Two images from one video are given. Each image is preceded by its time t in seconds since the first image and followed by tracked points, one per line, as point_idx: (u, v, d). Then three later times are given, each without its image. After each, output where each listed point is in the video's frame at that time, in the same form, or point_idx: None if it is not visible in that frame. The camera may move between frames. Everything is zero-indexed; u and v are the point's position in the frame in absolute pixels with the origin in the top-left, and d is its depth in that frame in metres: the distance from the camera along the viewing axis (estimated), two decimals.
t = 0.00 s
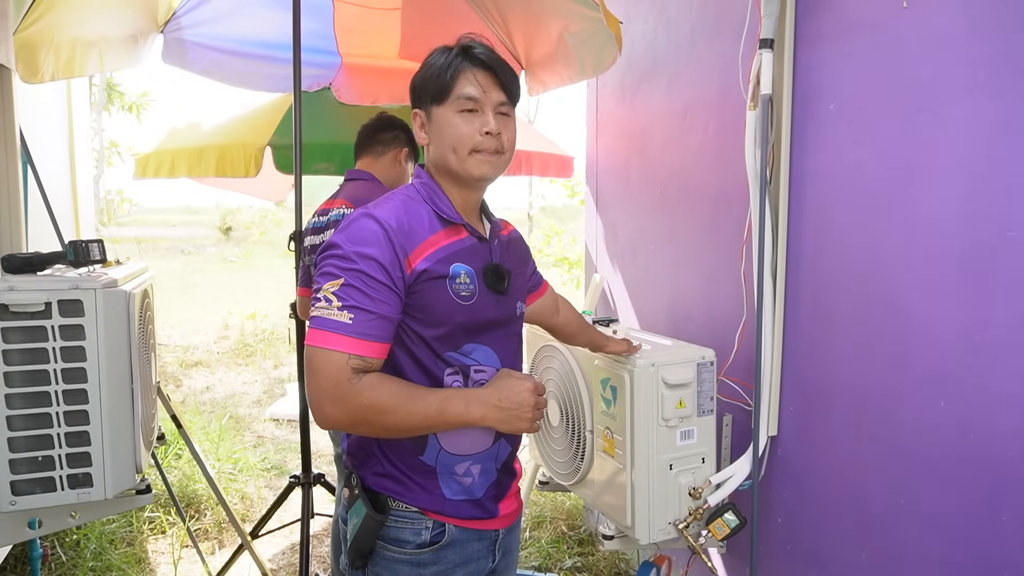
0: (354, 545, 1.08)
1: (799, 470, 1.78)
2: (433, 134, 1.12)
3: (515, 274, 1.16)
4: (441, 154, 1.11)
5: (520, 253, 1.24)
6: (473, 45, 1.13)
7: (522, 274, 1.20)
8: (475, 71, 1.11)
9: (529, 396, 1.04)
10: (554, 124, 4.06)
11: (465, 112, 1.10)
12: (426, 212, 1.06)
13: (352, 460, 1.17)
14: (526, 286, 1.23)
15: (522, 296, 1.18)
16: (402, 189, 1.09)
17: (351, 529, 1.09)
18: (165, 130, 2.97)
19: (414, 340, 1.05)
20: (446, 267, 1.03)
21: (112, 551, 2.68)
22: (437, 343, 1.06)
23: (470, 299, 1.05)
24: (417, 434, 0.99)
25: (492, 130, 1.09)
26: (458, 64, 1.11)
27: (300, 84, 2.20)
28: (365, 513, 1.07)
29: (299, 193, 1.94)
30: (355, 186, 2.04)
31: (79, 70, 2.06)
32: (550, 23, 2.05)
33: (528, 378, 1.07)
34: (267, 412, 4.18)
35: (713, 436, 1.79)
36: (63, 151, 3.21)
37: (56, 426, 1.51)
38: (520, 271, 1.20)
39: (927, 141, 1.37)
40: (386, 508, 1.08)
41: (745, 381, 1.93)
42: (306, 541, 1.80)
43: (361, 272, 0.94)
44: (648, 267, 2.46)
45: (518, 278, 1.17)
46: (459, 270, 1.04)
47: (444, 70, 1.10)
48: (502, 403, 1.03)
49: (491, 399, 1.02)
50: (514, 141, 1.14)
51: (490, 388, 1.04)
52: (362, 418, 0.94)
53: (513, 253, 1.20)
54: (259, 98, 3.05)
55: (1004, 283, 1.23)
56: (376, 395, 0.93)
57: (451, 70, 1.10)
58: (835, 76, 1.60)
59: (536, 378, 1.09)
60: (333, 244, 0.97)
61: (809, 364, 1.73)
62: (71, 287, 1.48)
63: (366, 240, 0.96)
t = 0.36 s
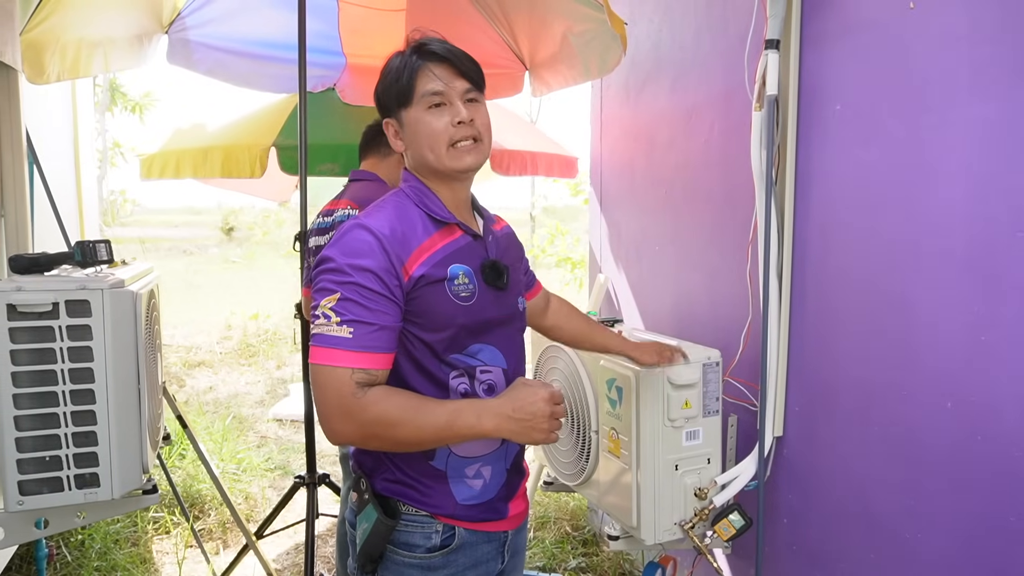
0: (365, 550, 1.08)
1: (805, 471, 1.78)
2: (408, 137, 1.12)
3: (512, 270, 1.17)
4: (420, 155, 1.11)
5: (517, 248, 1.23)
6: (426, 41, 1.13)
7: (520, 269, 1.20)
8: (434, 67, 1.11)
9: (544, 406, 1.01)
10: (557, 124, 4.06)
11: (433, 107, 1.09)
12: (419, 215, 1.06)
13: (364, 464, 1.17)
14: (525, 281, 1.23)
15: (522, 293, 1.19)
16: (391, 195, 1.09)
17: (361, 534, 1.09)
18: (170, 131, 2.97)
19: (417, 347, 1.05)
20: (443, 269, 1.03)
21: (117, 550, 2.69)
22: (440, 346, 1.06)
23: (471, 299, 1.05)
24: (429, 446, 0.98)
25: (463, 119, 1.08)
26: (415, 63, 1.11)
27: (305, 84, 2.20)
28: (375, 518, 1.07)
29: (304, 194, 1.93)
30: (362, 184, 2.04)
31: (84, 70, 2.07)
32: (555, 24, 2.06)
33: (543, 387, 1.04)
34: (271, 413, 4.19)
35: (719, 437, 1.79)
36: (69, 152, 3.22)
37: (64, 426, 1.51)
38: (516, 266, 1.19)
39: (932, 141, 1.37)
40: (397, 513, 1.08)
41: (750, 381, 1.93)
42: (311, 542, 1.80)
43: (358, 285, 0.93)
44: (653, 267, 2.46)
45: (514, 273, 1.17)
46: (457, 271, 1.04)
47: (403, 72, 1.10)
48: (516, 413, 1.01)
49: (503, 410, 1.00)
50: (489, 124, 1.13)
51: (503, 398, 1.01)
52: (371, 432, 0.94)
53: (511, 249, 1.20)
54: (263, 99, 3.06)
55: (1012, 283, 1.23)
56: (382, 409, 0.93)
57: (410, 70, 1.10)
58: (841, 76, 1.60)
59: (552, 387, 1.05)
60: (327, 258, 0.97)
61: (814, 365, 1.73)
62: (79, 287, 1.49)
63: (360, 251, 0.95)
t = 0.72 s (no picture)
0: (374, 553, 1.08)
1: (814, 472, 1.78)
2: (394, 136, 1.12)
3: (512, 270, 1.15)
4: (406, 154, 1.11)
5: (520, 251, 1.21)
6: (409, 42, 1.14)
7: (520, 268, 1.19)
8: (415, 65, 1.11)
9: (563, 404, 0.97)
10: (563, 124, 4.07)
11: (415, 105, 1.09)
12: (410, 215, 1.05)
13: (370, 468, 1.18)
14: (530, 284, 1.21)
15: (525, 294, 1.18)
16: (384, 199, 1.08)
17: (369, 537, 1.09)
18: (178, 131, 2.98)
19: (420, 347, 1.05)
20: (438, 269, 1.02)
21: (126, 549, 2.70)
22: (441, 346, 1.05)
23: (467, 300, 1.05)
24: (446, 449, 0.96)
25: (445, 114, 1.08)
26: (396, 63, 1.11)
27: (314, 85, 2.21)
28: (383, 521, 1.08)
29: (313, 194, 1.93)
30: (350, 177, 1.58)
31: (94, 71, 2.06)
32: (564, 23, 2.06)
33: (562, 384, 0.99)
34: (277, 412, 4.20)
35: (728, 437, 1.79)
36: (78, 153, 3.24)
37: (76, 425, 1.52)
38: (518, 268, 1.18)
39: (944, 140, 1.37)
40: (405, 516, 1.09)
41: (759, 382, 1.92)
42: (320, 542, 1.80)
43: (357, 287, 0.93)
44: (661, 268, 2.45)
45: (513, 275, 1.15)
46: (450, 271, 1.04)
47: (385, 73, 1.12)
48: (534, 412, 0.97)
49: (521, 409, 0.97)
50: (474, 119, 1.12)
51: (520, 397, 0.98)
52: (386, 434, 0.93)
53: (511, 250, 1.19)
54: (271, 99, 3.07)
55: None
56: (396, 410, 0.92)
57: (391, 71, 1.11)
58: (852, 76, 1.59)
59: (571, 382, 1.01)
60: (323, 264, 0.96)
61: (824, 365, 1.72)
62: (90, 287, 1.50)
63: (355, 253, 0.95)
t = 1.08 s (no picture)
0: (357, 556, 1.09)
1: (819, 474, 1.77)
2: (377, 144, 1.13)
3: (508, 276, 1.12)
4: (390, 163, 1.11)
5: (526, 249, 1.17)
6: (385, 45, 1.13)
7: (522, 271, 1.14)
8: (390, 71, 1.10)
9: (526, 418, 1.01)
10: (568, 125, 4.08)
11: (393, 114, 1.10)
12: (394, 227, 1.05)
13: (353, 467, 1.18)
14: (534, 287, 1.17)
15: (524, 298, 1.15)
16: (372, 207, 1.08)
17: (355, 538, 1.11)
18: (184, 133, 2.99)
19: (396, 360, 1.06)
20: (414, 283, 1.02)
21: (132, 549, 2.71)
22: (419, 359, 1.06)
23: (447, 312, 1.04)
24: (413, 462, 1.01)
25: (422, 122, 1.07)
26: (371, 69, 1.11)
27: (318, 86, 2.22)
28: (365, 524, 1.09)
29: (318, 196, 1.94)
30: (366, 181, 1.29)
31: (100, 73, 2.06)
32: (569, 25, 2.05)
33: (525, 398, 1.04)
34: (283, 413, 4.21)
35: (733, 438, 1.78)
36: (85, 155, 3.26)
37: (82, 425, 1.53)
38: (520, 270, 1.14)
39: (949, 141, 1.36)
40: (387, 519, 1.10)
41: (765, 383, 1.92)
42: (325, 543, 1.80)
43: (325, 306, 0.96)
44: (666, 269, 2.45)
45: (511, 279, 1.12)
46: (429, 283, 1.03)
47: (361, 81, 1.12)
48: (499, 426, 1.01)
49: (485, 424, 1.01)
50: (455, 121, 1.11)
51: (485, 411, 1.02)
52: (350, 451, 0.97)
53: (514, 250, 1.15)
54: (276, 101, 3.08)
55: None
56: (357, 429, 0.96)
57: (366, 79, 1.11)
58: (857, 77, 1.59)
59: (535, 396, 1.05)
60: (298, 280, 0.99)
61: (829, 367, 1.72)
62: (96, 288, 1.50)
63: (326, 271, 0.96)
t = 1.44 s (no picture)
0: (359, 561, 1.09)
1: (822, 477, 1.77)
2: (368, 147, 1.13)
3: (504, 279, 1.12)
4: (381, 167, 1.12)
5: (526, 249, 1.17)
6: (377, 45, 1.12)
7: (519, 273, 1.14)
8: (382, 74, 1.10)
9: (522, 421, 1.01)
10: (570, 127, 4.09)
11: (385, 118, 1.09)
12: (384, 235, 1.05)
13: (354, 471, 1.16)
14: (532, 288, 1.17)
15: (522, 302, 1.15)
16: (364, 214, 1.09)
17: (356, 543, 1.11)
18: (187, 135, 3.00)
19: (392, 368, 1.06)
20: (405, 293, 1.02)
21: (133, 551, 2.71)
22: (414, 368, 1.06)
23: (440, 320, 1.04)
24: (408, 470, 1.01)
25: (414, 128, 1.07)
26: (362, 71, 1.10)
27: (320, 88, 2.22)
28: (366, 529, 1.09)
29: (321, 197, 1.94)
30: (366, 183, 1.30)
31: (104, 75, 2.05)
32: (572, 27, 2.05)
33: (521, 400, 1.03)
34: (285, 414, 4.22)
35: (735, 441, 1.78)
36: (88, 157, 3.26)
37: (85, 427, 1.53)
38: (516, 273, 1.14)
39: (951, 143, 1.36)
40: (387, 525, 1.10)
41: (767, 386, 1.92)
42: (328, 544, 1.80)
43: (316, 317, 0.96)
44: (668, 271, 2.45)
45: (507, 281, 1.12)
46: (421, 292, 1.03)
47: (353, 83, 1.11)
48: (495, 430, 1.01)
49: (481, 428, 1.00)
50: (448, 127, 1.11)
51: (481, 416, 1.02)
52: (344, 461, 0.98)
53: (511, 251, 1.15)
54: (278, 104, 3.09)
55: None
56: (350, 439, 0.96)
57: (358, 81, 1.10)
58: (859, 80, 1.59)
59: (530, 397, 1.04)
60: (290, 292, 0.99)
61: (831, 370, 1.71)
62: (99, 290, 1.51)
63: (316, 282, 0.97)
